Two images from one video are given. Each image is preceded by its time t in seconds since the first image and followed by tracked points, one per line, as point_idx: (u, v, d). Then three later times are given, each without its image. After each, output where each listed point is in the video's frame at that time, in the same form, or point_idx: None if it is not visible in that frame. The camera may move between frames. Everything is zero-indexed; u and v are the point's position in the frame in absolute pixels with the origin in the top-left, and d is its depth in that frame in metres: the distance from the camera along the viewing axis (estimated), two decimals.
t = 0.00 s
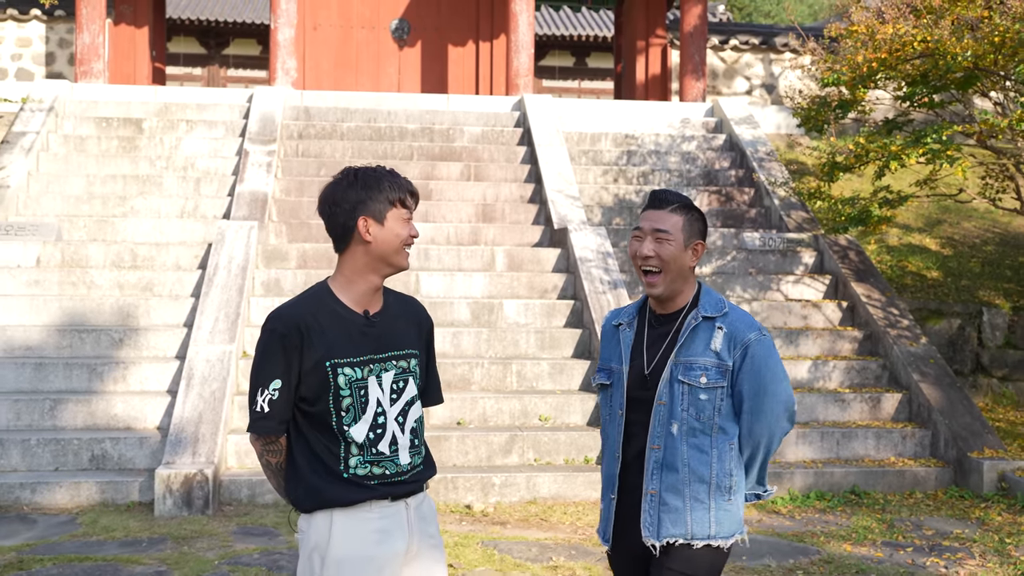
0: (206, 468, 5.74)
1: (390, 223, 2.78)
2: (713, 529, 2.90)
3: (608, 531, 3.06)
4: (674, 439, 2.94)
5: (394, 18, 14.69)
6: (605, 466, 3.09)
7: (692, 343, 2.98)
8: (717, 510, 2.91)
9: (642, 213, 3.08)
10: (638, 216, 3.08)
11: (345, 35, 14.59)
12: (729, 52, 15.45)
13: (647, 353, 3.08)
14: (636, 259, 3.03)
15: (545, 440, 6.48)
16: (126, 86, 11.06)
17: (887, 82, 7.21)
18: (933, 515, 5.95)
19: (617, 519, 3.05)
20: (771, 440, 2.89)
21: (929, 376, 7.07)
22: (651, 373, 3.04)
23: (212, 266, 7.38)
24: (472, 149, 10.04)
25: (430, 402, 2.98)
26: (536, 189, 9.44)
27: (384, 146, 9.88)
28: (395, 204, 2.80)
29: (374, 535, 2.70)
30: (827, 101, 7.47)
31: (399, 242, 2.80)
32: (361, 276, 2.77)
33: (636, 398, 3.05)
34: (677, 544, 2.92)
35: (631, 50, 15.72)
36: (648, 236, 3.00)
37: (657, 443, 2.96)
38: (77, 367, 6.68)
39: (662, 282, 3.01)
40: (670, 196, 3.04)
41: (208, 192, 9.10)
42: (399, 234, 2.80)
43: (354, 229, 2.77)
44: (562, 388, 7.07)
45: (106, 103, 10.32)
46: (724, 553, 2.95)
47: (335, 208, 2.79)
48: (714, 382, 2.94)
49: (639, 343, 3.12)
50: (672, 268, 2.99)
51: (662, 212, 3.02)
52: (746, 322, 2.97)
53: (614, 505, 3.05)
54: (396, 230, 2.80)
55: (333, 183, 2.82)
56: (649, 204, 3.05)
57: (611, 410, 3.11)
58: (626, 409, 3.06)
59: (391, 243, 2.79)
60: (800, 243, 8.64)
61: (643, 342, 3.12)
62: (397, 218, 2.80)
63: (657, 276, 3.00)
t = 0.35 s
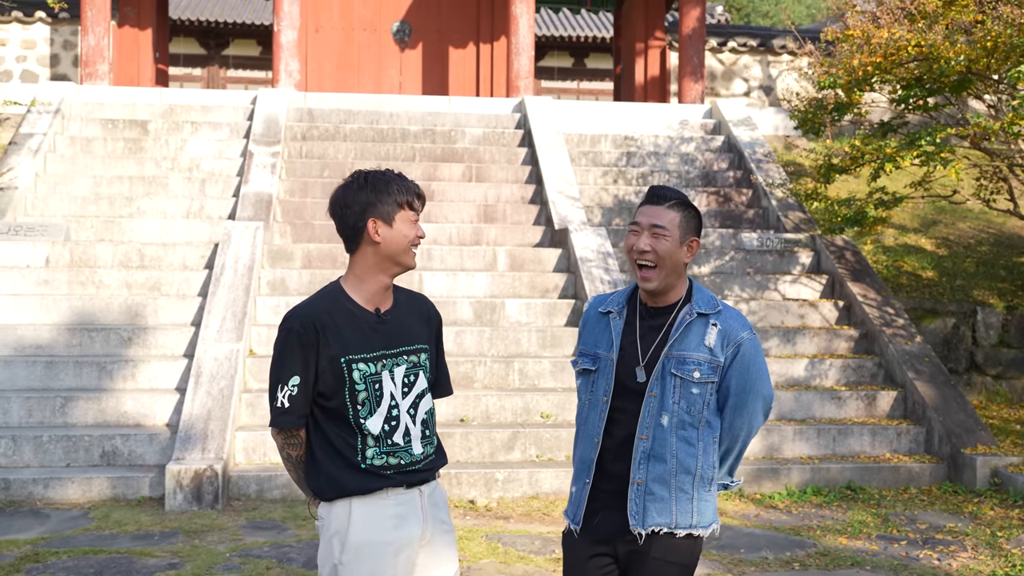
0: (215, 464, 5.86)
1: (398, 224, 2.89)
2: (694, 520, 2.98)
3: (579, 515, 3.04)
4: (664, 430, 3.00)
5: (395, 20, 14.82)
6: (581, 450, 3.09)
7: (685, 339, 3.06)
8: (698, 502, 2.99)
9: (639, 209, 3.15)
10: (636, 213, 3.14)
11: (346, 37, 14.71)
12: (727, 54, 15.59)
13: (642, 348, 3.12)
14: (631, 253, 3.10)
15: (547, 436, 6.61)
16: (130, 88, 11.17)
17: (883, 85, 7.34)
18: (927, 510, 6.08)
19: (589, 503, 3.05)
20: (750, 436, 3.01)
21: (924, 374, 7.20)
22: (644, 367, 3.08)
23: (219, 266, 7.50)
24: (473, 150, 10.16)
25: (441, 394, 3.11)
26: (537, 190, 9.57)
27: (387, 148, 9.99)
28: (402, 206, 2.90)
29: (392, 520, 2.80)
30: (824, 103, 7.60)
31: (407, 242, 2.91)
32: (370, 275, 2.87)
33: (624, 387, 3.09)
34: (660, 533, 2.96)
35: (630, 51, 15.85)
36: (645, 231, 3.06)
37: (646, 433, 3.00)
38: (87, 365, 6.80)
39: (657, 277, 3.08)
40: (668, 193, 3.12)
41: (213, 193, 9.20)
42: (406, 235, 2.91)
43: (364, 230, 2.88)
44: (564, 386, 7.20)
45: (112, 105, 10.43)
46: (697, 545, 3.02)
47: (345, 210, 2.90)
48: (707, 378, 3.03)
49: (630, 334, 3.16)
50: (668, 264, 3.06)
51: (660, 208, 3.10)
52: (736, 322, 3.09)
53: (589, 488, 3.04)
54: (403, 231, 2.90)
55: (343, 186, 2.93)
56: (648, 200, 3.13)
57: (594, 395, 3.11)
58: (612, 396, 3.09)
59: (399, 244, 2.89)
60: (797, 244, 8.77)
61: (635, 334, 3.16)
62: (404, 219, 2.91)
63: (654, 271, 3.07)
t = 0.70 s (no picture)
0: (221, 462, 5.95)
1: (403, 232, 2.95)
2: (706, 513, 3.01)
3: (593, 510, 3.00)
4: (680, 424, 3.01)
5: (395, 22, 14.91)
6: (591, 445, 3.06)
7: (698, 337, 3.09)
8: (709, 495, 3.03)
9: (653, 209, 3.19)
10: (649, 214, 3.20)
11: (347, 39, 14.81)
12: (725, 56, 15.69)
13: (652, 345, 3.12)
14: (646, 251, 3.14)
15: (548, 435, 6.70)
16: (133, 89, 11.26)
17: (878, 88, 7.44)
18: (922, 507, 6.17)
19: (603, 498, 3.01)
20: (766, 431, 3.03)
21: (919, 372, 7.29)
22: (658, 364, 3.09)
23: (223, 267, 7.58)
24: (474, 151, 10.25)
25: (452, 391, 3.18)
26: (537, 191, 9.66)
27: (388, 149, 10.07)
28: (409, 214, 2.97)
29: (390, 515, 2.88)
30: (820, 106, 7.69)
31: (413, 249, 2.97)
32: (378, 280, 2.95)
33: (634, 382, 3.09)
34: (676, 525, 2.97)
35: (628, 52, 15.94)
36: (663, 229, 3.11)
37: (663, 427, 3.01)
38: (93, 364, 6.88)
39: (672, 273, 3.12)
40: (680, 195, 3.19)
41: (216, 194, 9.28)
42: (413, 242, 2.97)
43: (371, 238, 2.95)
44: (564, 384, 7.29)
45: (115, 107, 10.51)
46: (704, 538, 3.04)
47: (354, 217, 2.97)
48: (721, 375, 3.07)
49: (639, 331, 3.16)
50: (683, 262, 3.11)
51: (674, 209, 3.16)
52: (744, 322, 3.15)
53: (603, 484, 3.01)
54: (411, 238, 2.97)
55: (353, 192, 3.01)
56: (662, 201, 3.18)
57: (602, 391, 3.10)
58: (623, 392, 3.08)
59: (405, 251, 2.96)
60: (794, 244, 8.86)
61: (644, 332, 3.16)
62: (411, 227, 2.97)
63: (669, 268, 3.11)
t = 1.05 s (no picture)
0: (221, 457, 5.98)
1: (403, 226, 2.99)
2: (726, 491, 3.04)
3: (622, 493, 3.00)
4: (697, 407, 3.04)
5: (394, 21, 14.94)
6: (613, 432, 3.07)
7: (707, 326, 3.13)
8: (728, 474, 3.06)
9: (664, 207, 3.21)
10: (660, 211, 3.21)
11: (345, 38, 14.84)
12: (722, 55, 15.73)
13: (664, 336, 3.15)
14: (661, 247, 3.15)
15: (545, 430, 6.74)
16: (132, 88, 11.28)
17: (874, 85, 7.48)
18: (918, 501, 6.22)
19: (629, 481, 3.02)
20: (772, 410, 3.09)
21: (914, 368, 7.33)
22: (672, 354, 3.12)
23: (222, 264, 7.61)
24: (471, 150, 10.28)
25: (446, 382, 3.21)
26: (535, 189, 9.70)
27: (386, 147, 10.11)
28: (408, 209, 3.01)
29: (383, 501, 2.90)
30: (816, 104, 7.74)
31: (413, 242, 3.01)
32: (377, 272, 2.99)
33: (650, 372, 3.11)
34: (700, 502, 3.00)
35: (626, 52, 15.99)
36: (681, 227, 3.14)
37: (681, 410, 3.04)
38: (93, 360, 6.92)
39: (688, 269, 3.14)
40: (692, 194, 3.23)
41: (215, 192, 9.31)
42: (412, 235, 3.01)
43: (371, 232, 2.99)
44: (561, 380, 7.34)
45: (115, 105, 10.54)
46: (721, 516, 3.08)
47: (355, 211, 3.01)
48: (731, 360, 3.11)
49: (650, 323, 3.18)
50: (698, 258, 3.14)
51: (686, 207, 3.19)
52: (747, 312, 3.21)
53: (629, 469, 3.02)
54: (410, 232, 3.01)
55: (354, 187, 3.05)
56: (674, 199, 3.21)
57: (619, 381, 3.11)
58: (641, 380, 3.09)
59: (405, 244, 3.00)
60: (791, 241, 8.90)
61: (655, 323, 3.18)
62: (411, 222, 3.02)
63: (686, 264, 3.13)
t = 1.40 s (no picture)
0: (221, 448, 6.02)
1: (399, 204, 3.04)
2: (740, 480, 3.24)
3: (669, 483, 3.12)
4: (719, 406, 3.17)
5: (391, 18, 14.99)
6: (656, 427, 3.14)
7: (732, 327, 3.21)
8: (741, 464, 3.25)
9: (732, 219, 3.13)
10: (728, 219, 3.13)
11: (343, 35, 14.88)
12: (718, 53, 15.79)
13: (698, 332, 3.21)
14: (727, 262, 3.11)
15: (543, 422, 6.80)
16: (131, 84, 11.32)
17: (869, 81, 7.55)
18: (912, 491, 6.28)
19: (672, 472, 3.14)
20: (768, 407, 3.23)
21: (910, 361, 7.40)
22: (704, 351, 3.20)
23: (222, 258, 7.65)
24: (470, 146, 10.33)
25: (444, 365, 3.26)
26: (532, 185, 9.74)
27: (385, 144, 10.15)
28: (404, 187, 3.06)
29: (386, 476, 2.96)
30: (812, 100, 7.81)
31: (411, 219, 3.04)
32: (383, 254, 3.05)
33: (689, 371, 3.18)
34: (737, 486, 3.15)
35: (623, 49, 16.04)
36: (751, 246, 3.10)
37: (704, 410, 3.15)
38: (94, 353, 6.96)
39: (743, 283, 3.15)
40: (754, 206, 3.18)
41: (214, 187, 9.35)
42: (411, 213, 3.05)
43: (370, 214, 3.06)
44: (559, 373, 7.40)
45: (114, 101, 10.57)
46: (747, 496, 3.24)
47: (355, 195, 3.10)
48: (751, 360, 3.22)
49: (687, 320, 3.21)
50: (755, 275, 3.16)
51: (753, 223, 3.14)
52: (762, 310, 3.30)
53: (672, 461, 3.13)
54: (408, 210, 3.05)
55: (354, 173, 3.13)
56: (742, 213, 3.14)
57: (664, 379, 3.15)
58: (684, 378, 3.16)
59: (403, 222, 3.04)
60: (787, 237, 8.96)
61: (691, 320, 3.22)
62: (409, 200, 3.06)
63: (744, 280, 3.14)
